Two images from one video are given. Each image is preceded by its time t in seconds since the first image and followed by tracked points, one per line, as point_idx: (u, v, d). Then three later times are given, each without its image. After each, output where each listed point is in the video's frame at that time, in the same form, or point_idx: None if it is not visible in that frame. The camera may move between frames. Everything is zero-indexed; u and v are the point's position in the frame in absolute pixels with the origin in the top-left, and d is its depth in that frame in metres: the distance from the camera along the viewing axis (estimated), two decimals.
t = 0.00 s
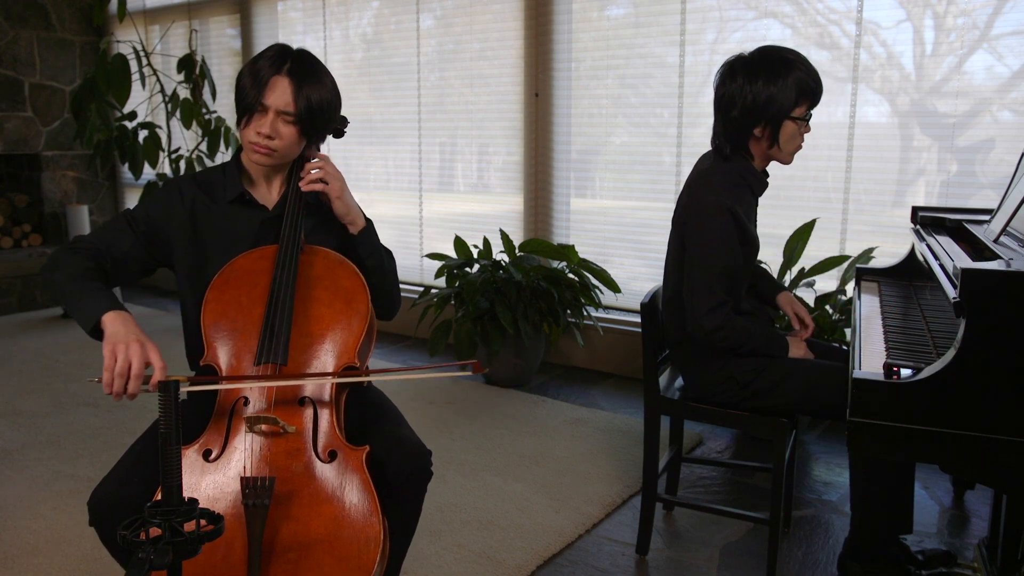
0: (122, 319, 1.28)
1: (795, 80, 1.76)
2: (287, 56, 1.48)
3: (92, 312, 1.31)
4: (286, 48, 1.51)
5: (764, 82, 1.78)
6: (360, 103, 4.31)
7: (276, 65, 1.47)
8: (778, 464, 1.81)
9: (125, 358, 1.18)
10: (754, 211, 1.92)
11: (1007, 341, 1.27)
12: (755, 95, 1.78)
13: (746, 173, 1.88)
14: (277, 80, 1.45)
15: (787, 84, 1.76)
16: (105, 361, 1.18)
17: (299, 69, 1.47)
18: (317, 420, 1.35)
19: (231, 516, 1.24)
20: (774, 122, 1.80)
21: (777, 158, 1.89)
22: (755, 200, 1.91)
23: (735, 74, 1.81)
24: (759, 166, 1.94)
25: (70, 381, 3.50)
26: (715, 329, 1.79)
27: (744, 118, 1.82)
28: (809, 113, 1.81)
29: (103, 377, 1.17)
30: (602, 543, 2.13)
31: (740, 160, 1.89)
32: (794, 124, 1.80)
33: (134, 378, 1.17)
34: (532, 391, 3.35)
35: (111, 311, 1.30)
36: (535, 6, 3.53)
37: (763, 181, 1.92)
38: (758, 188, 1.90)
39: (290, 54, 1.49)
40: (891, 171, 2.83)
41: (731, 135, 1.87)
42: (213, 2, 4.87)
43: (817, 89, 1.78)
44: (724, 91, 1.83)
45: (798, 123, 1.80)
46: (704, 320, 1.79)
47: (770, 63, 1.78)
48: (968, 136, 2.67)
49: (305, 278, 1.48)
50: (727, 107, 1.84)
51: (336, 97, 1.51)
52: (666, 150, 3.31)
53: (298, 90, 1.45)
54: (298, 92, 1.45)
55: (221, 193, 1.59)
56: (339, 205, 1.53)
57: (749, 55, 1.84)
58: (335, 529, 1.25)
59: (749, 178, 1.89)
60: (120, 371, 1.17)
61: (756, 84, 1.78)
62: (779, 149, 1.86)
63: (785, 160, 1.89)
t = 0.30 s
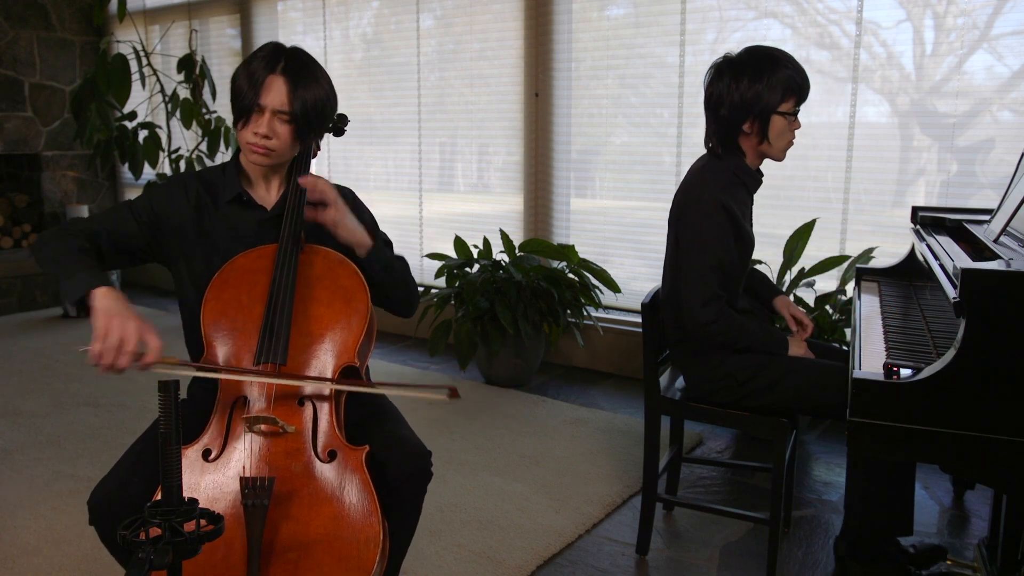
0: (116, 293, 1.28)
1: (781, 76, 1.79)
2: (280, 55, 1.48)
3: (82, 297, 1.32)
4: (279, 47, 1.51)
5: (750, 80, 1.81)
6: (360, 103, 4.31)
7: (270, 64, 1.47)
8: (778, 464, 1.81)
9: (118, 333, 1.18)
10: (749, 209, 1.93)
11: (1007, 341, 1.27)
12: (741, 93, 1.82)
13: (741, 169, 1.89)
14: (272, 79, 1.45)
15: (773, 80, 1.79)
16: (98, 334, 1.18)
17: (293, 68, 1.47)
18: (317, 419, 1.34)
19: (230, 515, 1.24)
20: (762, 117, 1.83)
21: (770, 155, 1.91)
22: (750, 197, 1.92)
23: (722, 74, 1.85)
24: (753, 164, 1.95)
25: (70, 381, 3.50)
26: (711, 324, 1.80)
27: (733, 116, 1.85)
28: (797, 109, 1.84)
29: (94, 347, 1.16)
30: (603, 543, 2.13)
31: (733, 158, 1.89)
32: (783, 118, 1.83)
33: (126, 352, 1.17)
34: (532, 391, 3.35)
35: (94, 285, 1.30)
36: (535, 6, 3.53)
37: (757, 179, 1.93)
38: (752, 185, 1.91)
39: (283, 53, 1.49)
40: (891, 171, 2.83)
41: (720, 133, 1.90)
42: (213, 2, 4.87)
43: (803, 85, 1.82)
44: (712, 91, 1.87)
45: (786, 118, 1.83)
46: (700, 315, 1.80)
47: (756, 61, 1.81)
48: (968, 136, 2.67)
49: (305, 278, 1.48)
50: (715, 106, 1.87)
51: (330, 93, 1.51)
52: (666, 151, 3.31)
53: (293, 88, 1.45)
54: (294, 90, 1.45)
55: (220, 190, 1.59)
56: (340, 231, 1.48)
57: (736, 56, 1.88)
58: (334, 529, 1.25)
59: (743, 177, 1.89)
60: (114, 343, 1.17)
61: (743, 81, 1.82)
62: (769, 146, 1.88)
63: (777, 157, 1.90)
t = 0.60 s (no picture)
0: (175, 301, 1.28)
1: (775, 75, 1.80)
2: (274, 58, 1.47)
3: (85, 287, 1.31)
4: (275, 50, 1.50)
5: (743, 80, 1.82)
6: (360, 103, 4.31)
7: (264, 68, 1.46)
8: (778, 465, 1.81)
9: (195, 339, 1.19)
10: (750, 208, 1.93)
11: (1007, 342, 1.27)
12: (734, 94, 1.84)
13: (739, 167, 1.89)
14: (265, 84, 1.45)
15: (765, 79, 1.80)
16: (175, 339, 1.18)
17: (287, 71, 1.46)
18: (319, 420, 1.34)
19: (233, 515, 1.24)
20: (756, 116, 1.83)
21: (770, 154, 1.90)
22: (750, 196, 1.92)
23: (716, 76, 1.88)
24: (755, 164, 1.95)
25: (70, 381, 3.50)
26: (697, 311, 1.82)
27: (728, 116, 1.87)
28: (793, 107, 1.83)
29: (173, 354, 1.17)
30: (603, 543, 2.13)
31: (731, 157, 1.90)
32: (778, 117, 1.83)
33: (205, 359, 1.18)
34: (533, 391, 3.36)
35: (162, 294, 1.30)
36: (535, 6, 3.54)
37: (758, 178, 1.93)
38: (752, 184, 1.91)
39: (277, 55, 1.49)
40: (891, 171, 2.83)
41: (717, 134, 1.91)
42: (213, 2, 4.87)
43: (798, 83, 1.81)
44: (708, 93, 1.89)
45: (781, 116, 1.82)
46: (688, 302, 1.82)
47: (750, 62, 1.83)
48: (968, 136, 2.67)
49: (308, 278, 1.48)
50: (712, 107, 1.89)
51: (325, 96, 1.50)
52: (666, 151, 3.31)
53: (285, 92, 1.45)
54: (285, 95, 1.44)
55: (224, 189, 1.59)
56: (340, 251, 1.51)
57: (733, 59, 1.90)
58: (336, 529, 1.25)
59: (743, 175, 1.90)
60: (192, 352, 1.17)
61: (735, 81, 1.83)
62: (767, 144, 1.88)
63: (777, 156, 1.90)
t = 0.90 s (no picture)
0: (87, 284, 1.16)
1: (781, 77, 1.82)
2: (282, 62, 1.47)
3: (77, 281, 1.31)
4: (282, 52, 1.50)
5: (750, 82, 1.84)
6: (361, 103, 4.31)
7: (271, 71, 1.46)
8: (779, 465, 1.81)
9: (92, 322, 1.07)
10: (753, 210, 1.92)
11: (1007, 342, 1.27)
12: (740, 95, 1.85)
13: (745, 168, 1.90)
14: (272, 88, 1.45)
15: (772, 81, 1.82)
16: (70, 322, 1.06)
17: (294, 76, 1.46)
18: (320, 420, 1.34)
19: (233, 516, 1.24)
20: (762, 117, 1.85)
21: (776, 157, 1.91)
22: (755, 198, 1.92)
23: (724, 80, 1.90)
24: (761, 167, 1.95)
25: (70, 381, 3.50)
26: (690, 299, 1.82)
27: (734, 117, 1.88)
28: (799, 110, 1.84)
29: (65, 338, 1.04)
30: (603, 543, 2.13)
31: (737, 159, 1.90)
32: (784, 118, 1.84)
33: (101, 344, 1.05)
34: (533, 391, 3.36)
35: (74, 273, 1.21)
36: (535, 6, 3.54)
37: (764, 181, 1.93)
38: (757, 185, 1.91)
39: (287, 59, 1.48)
40: (891, 171, 2.83)
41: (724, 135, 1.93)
42: (213, 2, 4.87)
43: (804, 86, 1.83)
44: (716, 95, 1.91)
45: (787, 117, 1.83)
46: (682, 290, 1.83)
47: (757, 65, 1.85)
48: (968, 136, 2.67)
49: (308, 278, 1.48)
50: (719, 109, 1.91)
51: (332, 101, 1.50)
52: (666, 150, 3.31)
53: (292, 97, 1.44)
54: (292, 100, 1.44)
55: (224, 187, 1.60)
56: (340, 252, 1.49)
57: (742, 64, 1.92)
58: (336, 529, 1.25)
59: (748, 176, 1.90)
60: (88, 335, 1.05)
61: (742, 83, 1.85)
62: (773, 146, 1.88)
63: (783, 158, 1.90)
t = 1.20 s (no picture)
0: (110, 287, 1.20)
1: (787, 78, 1.82)
2: (275, 52, 1.47)
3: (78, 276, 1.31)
4: (276, 43, 1.50)
5: (756, 82, 1.84)
6: (361, 103, 4.31)
7: (266, 61, 1.46)
8: (779, 465, 1.81)
9: (118, 325, 1.11)
10: (756, 208, 1.92)
11: (1007, 342, 1.27)
12: (746, 95, 1.86)
13: (748, 166, 1.90)
14: (267, 77, 1.45)
15: (778, 82, 1.82)
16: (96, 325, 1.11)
17: (288, 64, 1.46)
18: (321, 420, 1.34)
19: (233, 515, 1.24)
20: (767, 117, 1.85)
21: (780, 158, 1.91)
22: (758, 197, 1.92)
23: (732, 79, 1.90)
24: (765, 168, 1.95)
25: (70, 381, 3.50)
26: (699, 289, 1.80)
27: (740, 116, 1.88)
28: (805, 112, 1.84)
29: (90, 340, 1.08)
30: (603, 543, 2.13)
31: (740, 158, 1.91)
32: (789, 119, 1.84)
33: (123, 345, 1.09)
34: (533, 390, 3.36)
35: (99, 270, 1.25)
36: (535, 6, 3.54)
37: (767, 183, 1.93)
38: (760, 184, 1.91)
39: (278, 49, 1.49)
40: (891, 170, 2.83)
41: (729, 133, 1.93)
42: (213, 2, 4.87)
43: (811, 89, 1.83)
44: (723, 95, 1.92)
45: (792, 119, 1.83)
46: (689, 281, 1.82)
47: (764, 66, 1.85)
48: (968, 136, 2.67)
49: (308, 277, 1.48)
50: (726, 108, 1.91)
51: (327, 88, 1.50)
52: (666, 150, 3.31)
53: (287, 84, 1.45)
54: (288, 87, 1.45)
55: (225, 184, 1.60)
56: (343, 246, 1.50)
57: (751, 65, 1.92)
58: (336, 529, 1.25)
59: (751, 175, 1.90)
60: (114, 338, 1.09)
61: (748, 82, 1.85)
62: (777, 147, 1.88)
63: (787, 160, 1.90)
